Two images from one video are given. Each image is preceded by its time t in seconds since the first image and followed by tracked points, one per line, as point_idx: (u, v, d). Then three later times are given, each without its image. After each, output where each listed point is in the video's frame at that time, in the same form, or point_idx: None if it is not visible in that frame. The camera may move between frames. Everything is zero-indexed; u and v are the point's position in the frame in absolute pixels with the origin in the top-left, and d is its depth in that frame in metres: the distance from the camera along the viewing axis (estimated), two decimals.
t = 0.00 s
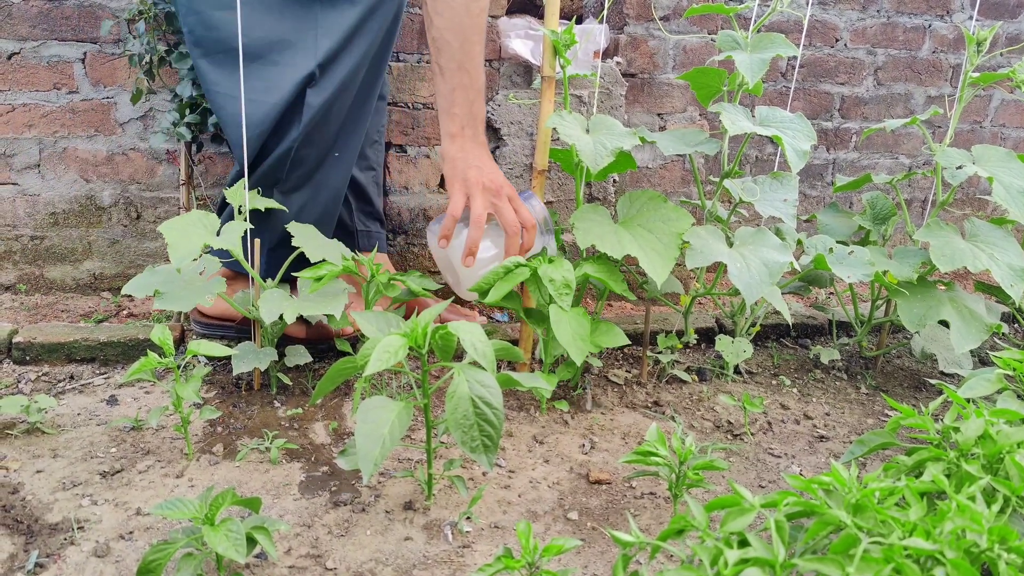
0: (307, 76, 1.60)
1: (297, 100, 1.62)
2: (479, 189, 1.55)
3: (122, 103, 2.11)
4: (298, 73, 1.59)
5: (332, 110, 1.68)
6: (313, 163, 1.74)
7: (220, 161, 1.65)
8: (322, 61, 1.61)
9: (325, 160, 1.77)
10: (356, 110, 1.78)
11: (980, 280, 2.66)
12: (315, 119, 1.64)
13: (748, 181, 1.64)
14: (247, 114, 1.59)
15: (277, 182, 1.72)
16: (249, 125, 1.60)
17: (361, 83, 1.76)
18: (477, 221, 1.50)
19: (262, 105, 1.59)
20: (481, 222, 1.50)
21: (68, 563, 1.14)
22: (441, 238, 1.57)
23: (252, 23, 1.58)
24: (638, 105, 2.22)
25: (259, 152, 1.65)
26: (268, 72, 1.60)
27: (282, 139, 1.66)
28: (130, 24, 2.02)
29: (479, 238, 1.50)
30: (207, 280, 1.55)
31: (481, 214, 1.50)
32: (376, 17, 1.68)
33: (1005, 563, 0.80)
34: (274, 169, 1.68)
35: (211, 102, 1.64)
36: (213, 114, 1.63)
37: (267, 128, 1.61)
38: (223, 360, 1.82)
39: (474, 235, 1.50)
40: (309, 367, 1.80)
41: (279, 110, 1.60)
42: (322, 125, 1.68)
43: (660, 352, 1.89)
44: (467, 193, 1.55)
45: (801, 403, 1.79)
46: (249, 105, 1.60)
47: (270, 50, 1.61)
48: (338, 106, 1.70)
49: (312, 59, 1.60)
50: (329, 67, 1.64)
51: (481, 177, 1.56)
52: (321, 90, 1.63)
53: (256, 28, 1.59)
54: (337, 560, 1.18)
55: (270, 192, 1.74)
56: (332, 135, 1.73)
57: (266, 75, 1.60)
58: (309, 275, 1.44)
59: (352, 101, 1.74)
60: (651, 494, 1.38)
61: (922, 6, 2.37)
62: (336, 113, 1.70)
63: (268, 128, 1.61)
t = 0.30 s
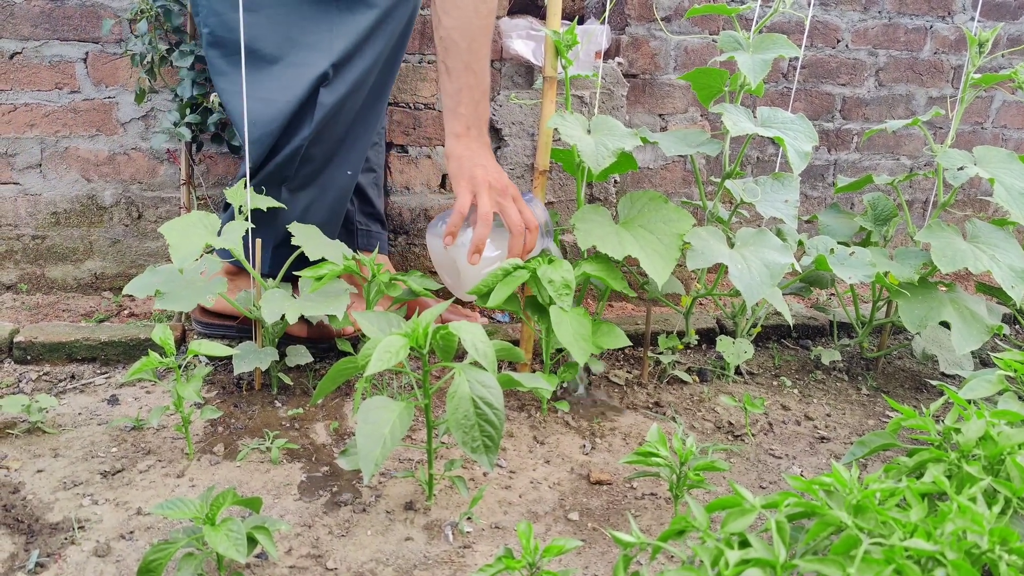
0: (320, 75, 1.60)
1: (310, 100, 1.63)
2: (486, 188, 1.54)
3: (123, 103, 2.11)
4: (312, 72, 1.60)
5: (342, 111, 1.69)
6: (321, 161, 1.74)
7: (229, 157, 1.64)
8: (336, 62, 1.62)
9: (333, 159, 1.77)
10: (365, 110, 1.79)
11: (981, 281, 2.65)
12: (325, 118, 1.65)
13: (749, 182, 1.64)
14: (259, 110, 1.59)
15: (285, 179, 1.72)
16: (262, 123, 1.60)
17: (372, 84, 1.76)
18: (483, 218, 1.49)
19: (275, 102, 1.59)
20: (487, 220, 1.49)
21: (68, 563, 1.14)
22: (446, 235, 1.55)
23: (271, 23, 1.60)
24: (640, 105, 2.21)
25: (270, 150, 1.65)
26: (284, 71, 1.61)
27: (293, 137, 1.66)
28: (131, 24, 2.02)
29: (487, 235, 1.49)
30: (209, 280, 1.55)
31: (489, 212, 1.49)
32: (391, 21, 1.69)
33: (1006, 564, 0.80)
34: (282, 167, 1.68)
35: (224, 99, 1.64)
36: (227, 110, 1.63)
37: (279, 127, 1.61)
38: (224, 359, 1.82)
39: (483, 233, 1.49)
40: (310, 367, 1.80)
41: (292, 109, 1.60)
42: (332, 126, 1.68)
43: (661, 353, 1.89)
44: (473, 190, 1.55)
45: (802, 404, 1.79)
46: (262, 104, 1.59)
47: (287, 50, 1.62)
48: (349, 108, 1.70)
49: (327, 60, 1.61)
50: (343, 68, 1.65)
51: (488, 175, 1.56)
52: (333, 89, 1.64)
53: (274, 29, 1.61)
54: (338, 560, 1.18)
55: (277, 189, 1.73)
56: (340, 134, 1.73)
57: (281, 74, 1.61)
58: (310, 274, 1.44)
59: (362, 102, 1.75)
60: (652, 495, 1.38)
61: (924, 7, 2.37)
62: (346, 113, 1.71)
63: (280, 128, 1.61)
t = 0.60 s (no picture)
0: (327, 75, 1.61)
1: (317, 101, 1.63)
2: (490, 184, 1.54)
3: (125, 104, 2.11)
4: (318, 72, 1.61)
5: (348, 111, 1.69)
6: (326, 161, 1.75)
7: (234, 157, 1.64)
8: (342, 62, 1.62)
9: (337, 159, 1.77)
10: (371, 111, 1.79)
11: (982, 282, 2.65)
12: (330, 118, 1.65)
13: (750, 182, 1.64)
14: (265, 110, 1.59)
15: (288, 179, 1.72)
16: (268, 122, 1.60)
17: (378, 85, 1.77)
18: (488, 213, 1.49)
19: (281, 102, 1.60)
20: (492, 215, 1.49)
21: (70, 564, 1.14)
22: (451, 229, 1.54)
23: (280, 24, 1.61)
24: (640, 106, 2.22)
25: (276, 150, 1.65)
26: (292, 71, 1.62)
27: (297, 137, 1.66)
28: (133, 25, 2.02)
29: (492, 230, 1.49)
30: (210, 280, 1.55)
31: (495, 208, 1.49)
32: (399, 23, 1.70)
33: (1007, 565, 0.80)
34: (286, 166, 1.68)
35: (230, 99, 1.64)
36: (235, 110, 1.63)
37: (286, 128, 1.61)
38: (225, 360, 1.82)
39: (489, 227, 1.48)
40: (311, 367, 1.80)
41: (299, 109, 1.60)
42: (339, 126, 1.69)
43: (662, 353, 1.89)
44: (478, 186, 1.53)
45: (803, 404, 1.79)
46: (268, 103, 1.60)
47: (294, 50, 1.62)
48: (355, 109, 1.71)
49: (334, 61, 1.62)
50: (349, 69, 1.65)
51: (491, 172, 1.56)
52: (339, 90, 1.64)
53: (281, 30, 1.61)
54: (339, 560, 1.18)
55: (281, 189, 1.73)
56: (345, 134, 1.73)
57: (287, 74, 1.61)
58: (311, 275, 1.44)
59: (368, 102, 1.75)
60: (653, 495, 1.38)
61: (925, 8, 2.37)
62: (351, 114, 1.71)
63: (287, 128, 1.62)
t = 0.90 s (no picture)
0: (330, 75, 1.61)
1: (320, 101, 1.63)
2: (492, 182, 1.53)
3: (126, 104, 2.11)
4: (321, 72, 1.61)
5: (349, 111, 1.70)
6: (327, 161, 1.75)
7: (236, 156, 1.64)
8: (345, 63, 1.62)
9: (338, 158, 1.77)
10: (373, 111, 1.79)
11: (983, 282, 2.65)
12: (333, 117, 1.65)
13: (751, 183, 1.64)
14: (268, 110, 1.59)
15: (290, 178, 1.72)
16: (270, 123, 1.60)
17: (380, 85, 1.77)
18: (490, 211, 1.48)
19: (284, 102, 1.59)
20: (494, 213, 1.48)
21: (70, 563, 1.14)
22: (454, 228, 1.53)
23: (283, 25, 1.61)
24: (641, 106, 2.22)
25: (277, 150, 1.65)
26: (296, 71, 1.62)
27: (299, 136, 1.66)
28: (134, 26, 2.02)
29: (494, 229, 1.48)
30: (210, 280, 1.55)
31: (496, 206, 1.48)
32: (402, 24, 1.70)
33: (1008, 565, 0.80)
34: (289, 166, 1.68)
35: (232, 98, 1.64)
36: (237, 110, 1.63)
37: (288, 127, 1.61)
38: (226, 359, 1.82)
39: (490, 226, 1.48)
40: (312, 367, 1.80)
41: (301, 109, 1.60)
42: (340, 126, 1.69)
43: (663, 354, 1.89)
44: (479, 185, 1.52)
45: (804, 404, 1.79)
46: (271, 104, 1.59)
47: (297, 51, 1.62)
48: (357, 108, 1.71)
49: (336, 61, 1.62)
50: (352, 69, 1.66)
51: (493, 170, 1.55)
52: (341, 89, 1.64)
53: (284, 30, 1.61)
54: (340, 560, 1.18)
55: (282, 188, 1.73)
56: (347, 134, 1.74)
57: (290, 74, 1.61)
58: (312, 275, 1.44)
59: (370, 102, 1.76)
60: (654, 495, 1.38)
61: (926, 8, 2.36)
62: (353, 114, 1.71)
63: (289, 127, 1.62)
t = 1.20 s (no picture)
0: (335, 78, 1.61)
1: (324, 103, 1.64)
2: (454, 189, 1.53)
3: (127, 106, 2.12)
4: (327, 75, 1.61)
5: (353, 114, 1.70)
6: (330, 162, 1.75)
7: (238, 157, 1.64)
8: (351, 66, 1.62)
9: (341, 160, 1.77)
10: (377, 113, 1.79)
11: (984, 282, 2.65)
12: (337, 119, 1.66)
13: (752, 183, 1.64)
14: (272, 111, 1.60)
15: (293, 179, 1.72)
16: (273, 124, 1.60)
17: (385, 88, 1.77)
18: (455, 222, 1.53)
19: (289, 104, 1.60)
20: (459, 223, 1.53)
21: (71, 564, 1.15)
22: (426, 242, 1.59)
23: (289, 28, 1.61)
24: (642, 107, 2.22)
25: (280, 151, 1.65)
26: (301, 73, 1.62)
27: (303, 138, 1.66)
28: (136, 27, 2.02)
29: (462, 239, 1.54)
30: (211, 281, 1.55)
31: (459, 217, 1.53)
32: (408, 28, 1.70)
33: (1009, 565, 0.80)
34: (292, 167, 1.68)
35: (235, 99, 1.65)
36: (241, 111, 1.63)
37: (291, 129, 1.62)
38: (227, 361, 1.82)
39: (458, 237, 1.53)
40: (312, 368, 1.80)
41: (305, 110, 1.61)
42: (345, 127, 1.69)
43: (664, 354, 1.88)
44: (441, 195, 1.55)
45: (805, 405, 1.79)
46: (274, 105, 1.60)
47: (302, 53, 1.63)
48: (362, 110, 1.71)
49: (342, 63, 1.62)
50: (357, 72, 1.66)
51: (454, 173, 1.53)
52: (346, 92, 1.65)
53: (289, 34, 1.61)
54: (340, 561, 1.18)
55: (285, 189, 1.73)
56: (351, 137, 1.74)
57: (296, 77, 1.62)
58: (312, 276, 1.44)
59: (375, 105, 1.76)
60: (654, 496, 1.38)
61: (926, 8, 2.36)
62: (357, 116, 1.72)
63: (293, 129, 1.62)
